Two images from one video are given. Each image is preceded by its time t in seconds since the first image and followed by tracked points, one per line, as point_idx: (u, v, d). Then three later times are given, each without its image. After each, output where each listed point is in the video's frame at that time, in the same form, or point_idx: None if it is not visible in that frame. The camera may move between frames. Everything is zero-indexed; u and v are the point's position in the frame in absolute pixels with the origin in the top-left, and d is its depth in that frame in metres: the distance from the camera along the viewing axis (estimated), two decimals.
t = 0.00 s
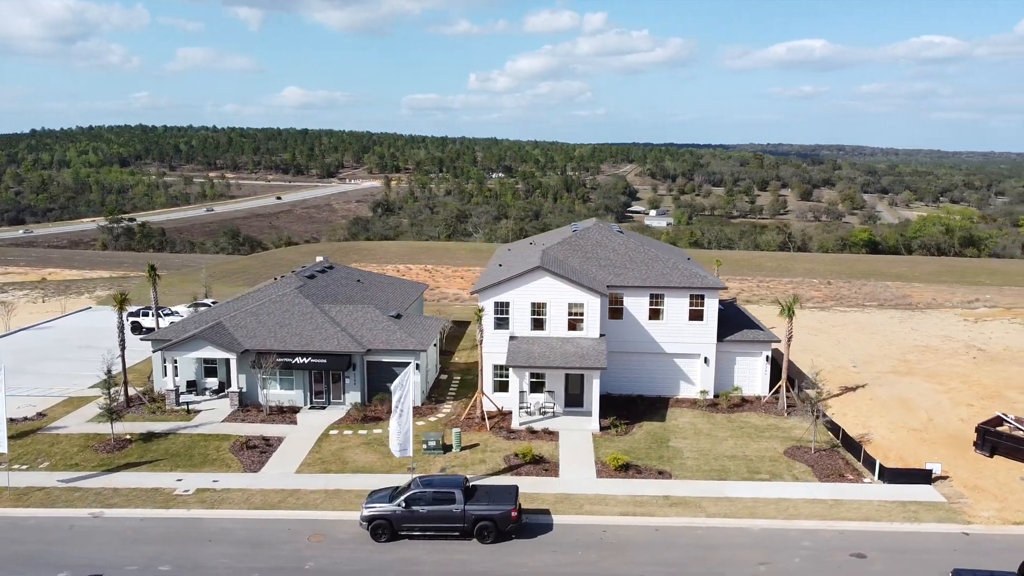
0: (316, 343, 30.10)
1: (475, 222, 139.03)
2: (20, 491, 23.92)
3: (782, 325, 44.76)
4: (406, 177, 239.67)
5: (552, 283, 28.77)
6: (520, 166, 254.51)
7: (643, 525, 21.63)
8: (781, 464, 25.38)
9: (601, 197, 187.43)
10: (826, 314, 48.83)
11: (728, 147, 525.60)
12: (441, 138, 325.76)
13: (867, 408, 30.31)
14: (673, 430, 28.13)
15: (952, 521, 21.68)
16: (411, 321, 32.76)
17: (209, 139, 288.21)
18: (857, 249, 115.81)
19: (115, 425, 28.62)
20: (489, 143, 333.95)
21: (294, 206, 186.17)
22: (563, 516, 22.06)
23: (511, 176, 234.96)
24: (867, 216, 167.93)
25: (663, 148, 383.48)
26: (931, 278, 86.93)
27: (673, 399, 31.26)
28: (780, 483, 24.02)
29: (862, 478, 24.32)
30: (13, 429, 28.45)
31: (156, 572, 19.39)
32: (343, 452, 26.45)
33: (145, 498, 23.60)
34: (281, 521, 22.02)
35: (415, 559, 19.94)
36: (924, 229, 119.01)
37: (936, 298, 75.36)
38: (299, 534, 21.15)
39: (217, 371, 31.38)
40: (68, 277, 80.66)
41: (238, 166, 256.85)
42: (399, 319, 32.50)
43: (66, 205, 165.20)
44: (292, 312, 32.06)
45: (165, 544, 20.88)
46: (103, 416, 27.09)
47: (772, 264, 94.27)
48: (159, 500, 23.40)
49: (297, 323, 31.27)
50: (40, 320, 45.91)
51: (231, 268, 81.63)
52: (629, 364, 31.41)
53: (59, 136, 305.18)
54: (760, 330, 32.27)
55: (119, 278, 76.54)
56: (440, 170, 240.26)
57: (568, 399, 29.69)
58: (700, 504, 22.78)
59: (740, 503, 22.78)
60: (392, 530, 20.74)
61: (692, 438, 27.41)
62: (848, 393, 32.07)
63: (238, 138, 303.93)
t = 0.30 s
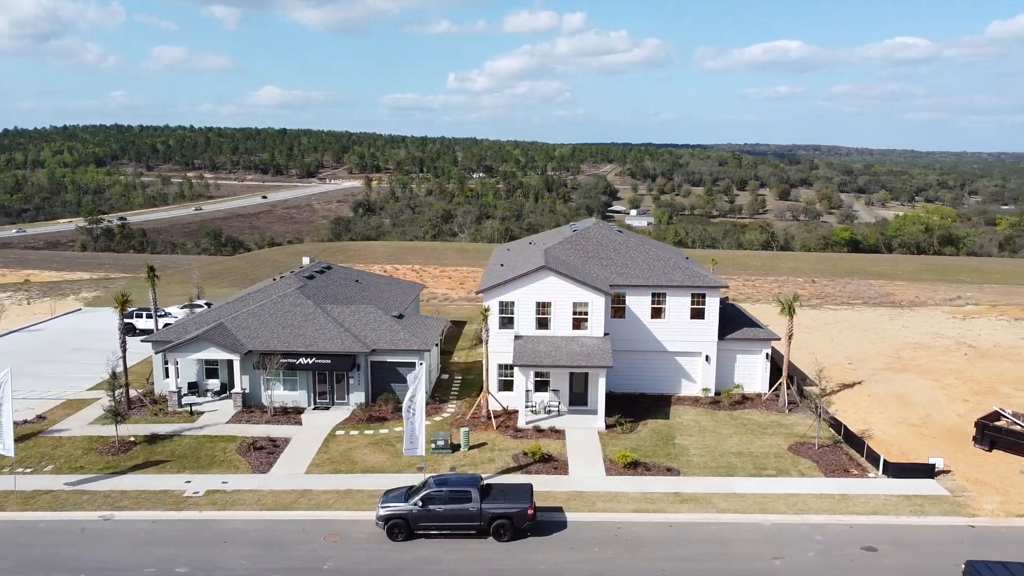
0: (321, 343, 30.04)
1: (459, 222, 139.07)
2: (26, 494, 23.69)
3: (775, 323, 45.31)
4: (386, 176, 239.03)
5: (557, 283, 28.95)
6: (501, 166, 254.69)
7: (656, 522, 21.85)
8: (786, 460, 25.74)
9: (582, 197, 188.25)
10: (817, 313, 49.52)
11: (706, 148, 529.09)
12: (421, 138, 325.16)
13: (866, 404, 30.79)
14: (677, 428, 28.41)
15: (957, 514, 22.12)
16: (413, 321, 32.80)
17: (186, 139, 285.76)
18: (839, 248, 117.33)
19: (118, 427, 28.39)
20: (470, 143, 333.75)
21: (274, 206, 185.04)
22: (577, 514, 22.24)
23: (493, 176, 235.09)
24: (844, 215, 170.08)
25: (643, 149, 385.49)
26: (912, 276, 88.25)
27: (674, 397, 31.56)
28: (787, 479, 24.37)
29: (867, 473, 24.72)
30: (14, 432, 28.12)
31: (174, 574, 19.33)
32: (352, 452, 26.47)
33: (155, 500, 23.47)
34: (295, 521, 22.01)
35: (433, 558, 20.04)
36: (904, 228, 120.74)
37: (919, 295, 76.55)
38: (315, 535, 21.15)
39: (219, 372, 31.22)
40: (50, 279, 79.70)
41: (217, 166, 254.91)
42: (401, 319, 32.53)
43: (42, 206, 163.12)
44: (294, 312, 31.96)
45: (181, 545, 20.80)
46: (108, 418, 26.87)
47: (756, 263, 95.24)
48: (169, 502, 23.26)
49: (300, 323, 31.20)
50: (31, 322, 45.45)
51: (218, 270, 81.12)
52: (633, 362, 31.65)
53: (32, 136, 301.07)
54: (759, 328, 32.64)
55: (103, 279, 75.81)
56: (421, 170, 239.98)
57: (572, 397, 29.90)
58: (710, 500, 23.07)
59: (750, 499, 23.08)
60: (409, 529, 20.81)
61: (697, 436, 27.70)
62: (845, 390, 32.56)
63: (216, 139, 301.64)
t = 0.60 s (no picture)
0: (324, 344, 29.98)
1: (441, 222, 138.93)
2: (33, 499, 23.46)
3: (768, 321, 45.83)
4: (366, 176, 238.27)
5: (561, 282, 29.12)
6: (480, 165, 254.66)
7: (668, 518, 22.11)
8: (790, 456, 26.11)
9: (562, 197, 188.85)
10: (807, 311, 50.18)
11: (683, 147, 533.31)
12: (400, 138, 324.18)
13: (864, 400, 31.30)
14: (681, 425, 28.70)
15: (962, 507, 22.57)
16: (415, 321, 32.86)
17: (162, 139, 282.68)
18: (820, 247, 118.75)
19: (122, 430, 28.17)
20: (449, 143, 333.17)
21: (253, 207, 183.72)
22: (589, 511, 22.43)
23: (473, 176, 235.08)
24: (821, 215, 172.13)
25: (621, 149, 387.13)
26: (894, 274, 89.52)
27: (675, 395, 31.90)
28: (793, 475, 24.73)
29: (870, 468, 25.14)
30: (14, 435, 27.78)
31: None
32: (360, 452, 26.49)
33: (165, 502, 23.36)
34: (308, 522, 21.99)
35: (450, 556, 20.14)
36: (884, 227, 122.44)
37: (901, 293, 77.71)
38: (330, 536, 21.15)
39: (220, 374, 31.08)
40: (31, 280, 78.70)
41: (194, 165, 252.60)
42: (403, 319, 32.58)
43: (15, 207, 160.77)
44: (295, 313, 31.84)
45: (196, 547, 20.71)
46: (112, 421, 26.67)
47: (740, 262, 96.16)
48: (179, 505, 23.14)
49: (303, 324, 31.13)
50: (21, 324, 44.96)
51: (203, 271, 80.47)
52: (635, 361, 31.89)
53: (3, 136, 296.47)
54: (758, 326, 33.02)
55: (87, 281, 74.99)
56: (401, 170, 239.41)
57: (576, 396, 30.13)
58: (720, 496, 23.37)
59: (759, 495, 23.39)
60: (426, 528, 20.87)
61: (701, 433, 28.01)
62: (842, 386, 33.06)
63: (192, 138, 298.58)
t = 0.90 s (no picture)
0: (326, 344, 29.92)
1: (422, 222, 138.75)
2: (39, 502, 23.26)
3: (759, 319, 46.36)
4: (345, 176, 237.26)
5: (564, 281, 29.32)
6: (459, 165, 254.46)
7: (679, 514, 22.39)
8: (792, 451, 26.53)
9: (541, 196, 189.36)
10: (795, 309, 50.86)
11: (660, 147, 536.14)
12: (378, 138, 322.87)
13: (859, 396, 31.86)
14: (683, 422, 29.06)
15: (962, 499, 23.09)
16: (416, 320, 32.91)
17: (136, 138, 279.17)
18: (800, 245, 120.26)
19: (124, 432, 27.96)
20: (427, 143, 332.29)
21: (231, 207, 182.13)
22: (601, 508, 22.68)
23: (452, 176, 234.86)
24: (798, 214, 174.12)
25: (598, 149, 388.64)
26: (874, 272, 90.89)
27: (675, 393, 32.24)
28: (796, 470, 25.13)
29: (871, 463, 25.62)
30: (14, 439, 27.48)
31: None
32: (367, 452, 26.53)
33: (174, 503, 23.27)
34: (321, 522, 22.01)
35: (467, 554, 20.28)
36: (862, 226, 124.19)
37: (882, 291, 78.99)
38: (346, 535, 21.20)
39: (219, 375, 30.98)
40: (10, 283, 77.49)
41: (169, 165, 250.03)
42: (403, 319, 32.63)
43: None
44: (295, 315, 31.73)
45: (210, 548, 20.66)
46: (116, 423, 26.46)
47: (724, 261, 97.11)
48: (189, 506, 23.03)
49: (303, 324, 31.06)
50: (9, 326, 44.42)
51: (186, 273, 79.73)
52: (634, 359, 32.18)
53: None
54: (754, 324, 33.46)
55: (68, 283, 74.06)
56: (380, 170, 238.60)
57: (578, 395, 30.38)
58: (727, 491, 23.72)
59: (765, 491, 23.76)
60: (441, 527, 20.99)
61: (704, 430, 28.38)
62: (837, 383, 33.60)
63: (167, 139, 295.25)
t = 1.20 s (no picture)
0: (327, 344, 29.92)
1: (402, 223, 138.49)
2: (43, 506, 23.01)
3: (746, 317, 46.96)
4: (321, 176, 235.85)
5: (564, 280, 29.56)
6: (436, 165, 253.94)
7: (687, 509, 22.71)
8: (792, 447, 26.98)
9: (518, 196, 189.78)
10: (781, 308, 51.65)
11: (634, 147, 539.33)
12: (353, 138, 321.25)
13: (853, 392, 32.46)
14: (683, 419, 29.44)
15: (961, 491, 23.67)
16: (414, 320, 32.99)
17: (107, 138, 275.34)
18: (778, 244, 121.78)
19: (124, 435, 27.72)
20: (402, 143, 331.06)
21: (205, 207, 180.19)
22: (610, 505, 22.94)
23: (429, 176, 234.36)
24: (773, 213, 175.98)
25: (573, 149, 389.82)
26: (851, 270, 92.34)
27: (672, 390, 32.61)
28: (797, 464, 25.58)
29: (869, 457, 26.14)
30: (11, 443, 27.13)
31: None
32: (372, 452, 26.55)
33: (181, 505, 23.14)
34: (332, 522, 21.99)
35: (480, 551, 20.42)
36: (838, 225, 126.06)
37: (861, 288, 80.30)
38: (358, 534, 21.24)
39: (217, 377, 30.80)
40: None
41: (141, 165, 246.88)
42: (402, 319, 32.66)
43: None
44: (294, 315, 31.65)
45: (223, 549, 20.59)
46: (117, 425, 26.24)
47: (705, 260, 98.02)
48: (196, 508, 22.92)
49: (303, 325, 30.98)
50: None
51: (167, 274, 78.95)
52: (632, 357, 32.48)
53: None
54: (748, 322, 33.93)
55: (47, 285, 72.99)
56: (356, 170, 237.50)
57: (578, 393, 30.57)
58: (732, 486, 24.10)
59: (769, 485, 24.16)
60: (454, 524, 21.12)
61: (704, 426, 28.76)
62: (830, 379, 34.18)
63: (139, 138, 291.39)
